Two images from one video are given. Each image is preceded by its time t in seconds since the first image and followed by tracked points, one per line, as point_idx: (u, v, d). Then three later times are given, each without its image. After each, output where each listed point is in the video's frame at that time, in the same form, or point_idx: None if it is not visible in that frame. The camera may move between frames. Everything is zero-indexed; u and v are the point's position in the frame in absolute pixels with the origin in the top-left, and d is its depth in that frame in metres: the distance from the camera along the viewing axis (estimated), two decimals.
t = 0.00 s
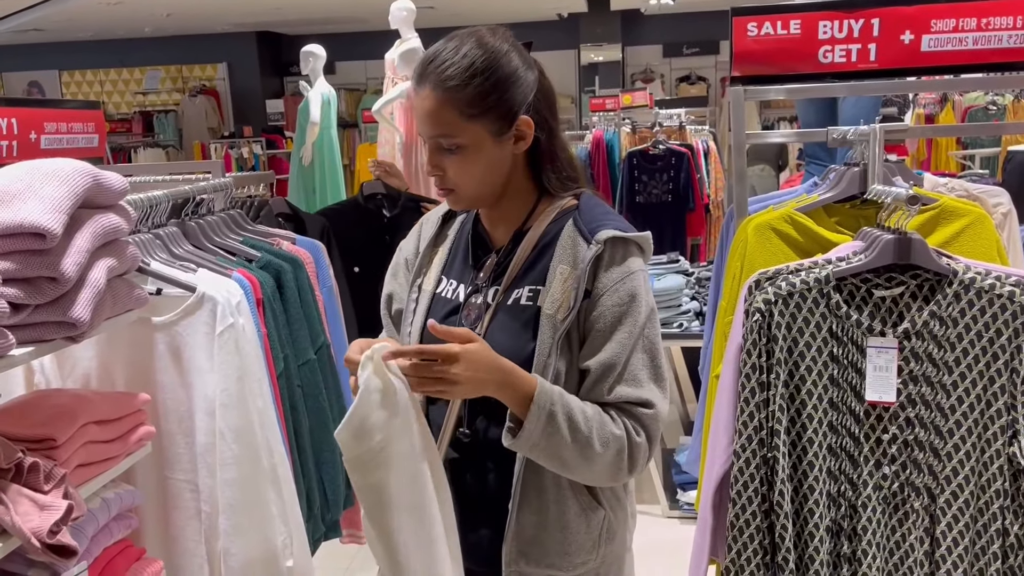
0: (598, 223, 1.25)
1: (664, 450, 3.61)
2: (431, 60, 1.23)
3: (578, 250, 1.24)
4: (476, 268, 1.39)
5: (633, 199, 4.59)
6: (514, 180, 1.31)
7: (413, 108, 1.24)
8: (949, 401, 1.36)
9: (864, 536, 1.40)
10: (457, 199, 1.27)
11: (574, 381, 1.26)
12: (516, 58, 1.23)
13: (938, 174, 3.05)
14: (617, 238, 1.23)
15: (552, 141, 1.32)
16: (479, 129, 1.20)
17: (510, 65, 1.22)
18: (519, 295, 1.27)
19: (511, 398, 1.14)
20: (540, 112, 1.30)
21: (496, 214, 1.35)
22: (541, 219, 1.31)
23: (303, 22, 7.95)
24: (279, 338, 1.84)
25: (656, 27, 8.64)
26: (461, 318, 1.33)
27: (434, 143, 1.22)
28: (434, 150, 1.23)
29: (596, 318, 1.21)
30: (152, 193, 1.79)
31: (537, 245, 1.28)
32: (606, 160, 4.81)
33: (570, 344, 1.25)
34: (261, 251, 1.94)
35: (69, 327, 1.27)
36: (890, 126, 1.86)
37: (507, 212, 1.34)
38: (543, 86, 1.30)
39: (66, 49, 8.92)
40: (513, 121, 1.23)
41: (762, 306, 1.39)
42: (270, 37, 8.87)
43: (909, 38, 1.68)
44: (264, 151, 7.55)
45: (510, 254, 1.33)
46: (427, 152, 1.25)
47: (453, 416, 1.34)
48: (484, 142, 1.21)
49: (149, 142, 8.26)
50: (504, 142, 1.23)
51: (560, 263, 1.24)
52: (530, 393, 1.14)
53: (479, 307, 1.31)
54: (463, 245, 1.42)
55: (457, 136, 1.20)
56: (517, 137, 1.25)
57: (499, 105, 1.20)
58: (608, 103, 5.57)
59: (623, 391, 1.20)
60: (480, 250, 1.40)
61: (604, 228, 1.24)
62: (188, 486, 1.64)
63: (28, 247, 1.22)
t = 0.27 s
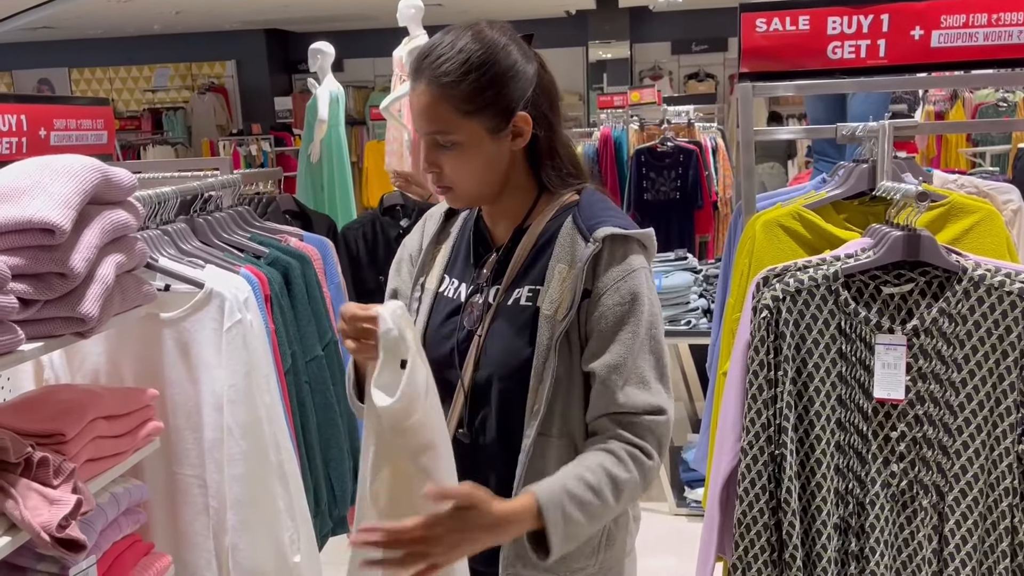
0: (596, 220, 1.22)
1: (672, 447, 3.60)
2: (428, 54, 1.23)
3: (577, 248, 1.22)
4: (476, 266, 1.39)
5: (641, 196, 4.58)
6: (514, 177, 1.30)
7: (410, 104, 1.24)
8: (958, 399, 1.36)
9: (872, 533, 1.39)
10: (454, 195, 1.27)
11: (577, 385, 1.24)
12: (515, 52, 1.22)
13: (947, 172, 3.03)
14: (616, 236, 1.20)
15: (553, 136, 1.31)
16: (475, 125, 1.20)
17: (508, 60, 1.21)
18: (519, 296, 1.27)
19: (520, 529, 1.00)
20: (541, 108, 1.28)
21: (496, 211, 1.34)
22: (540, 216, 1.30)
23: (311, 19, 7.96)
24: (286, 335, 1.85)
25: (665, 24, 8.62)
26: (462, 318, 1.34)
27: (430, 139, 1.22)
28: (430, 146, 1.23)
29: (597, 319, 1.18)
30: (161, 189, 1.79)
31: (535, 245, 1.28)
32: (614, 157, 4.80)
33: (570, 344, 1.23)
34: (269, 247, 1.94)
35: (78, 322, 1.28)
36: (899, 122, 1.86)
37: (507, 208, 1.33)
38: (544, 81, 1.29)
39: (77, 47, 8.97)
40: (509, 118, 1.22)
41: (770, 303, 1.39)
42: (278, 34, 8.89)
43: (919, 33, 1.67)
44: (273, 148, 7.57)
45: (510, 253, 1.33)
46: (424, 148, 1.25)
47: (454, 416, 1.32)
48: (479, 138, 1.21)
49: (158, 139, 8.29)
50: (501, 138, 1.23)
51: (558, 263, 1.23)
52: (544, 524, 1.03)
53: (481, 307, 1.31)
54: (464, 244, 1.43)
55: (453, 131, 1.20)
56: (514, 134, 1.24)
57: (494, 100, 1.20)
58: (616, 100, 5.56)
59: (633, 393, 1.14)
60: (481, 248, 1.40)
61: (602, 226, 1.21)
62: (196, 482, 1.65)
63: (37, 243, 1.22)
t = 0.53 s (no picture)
0: (577, 226, 1.17)
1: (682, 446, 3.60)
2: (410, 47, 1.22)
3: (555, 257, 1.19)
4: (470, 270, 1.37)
5: (653, 194, 4.57)
6: (498, 176, 1.25)
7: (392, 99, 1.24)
8: (973, 398, 1.35)
9: (885, 533, 1.38)
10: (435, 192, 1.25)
11: (567, 401, 1.19)
12: (496, 43, 1.18)
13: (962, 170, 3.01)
14: (597, 243, 1.14)
15: (541, 133, 1.24)
16: (448, 121, 1.18)
17: (486, 51, 1.17)
18: (505, 304, 1.25)
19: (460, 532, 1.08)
20: (531, 104, 1.22)
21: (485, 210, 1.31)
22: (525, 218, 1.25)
23: (323, 17, 7.98)
24: (299, 330, 1.86)
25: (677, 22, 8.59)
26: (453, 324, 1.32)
27: (407, 134, 1.22)
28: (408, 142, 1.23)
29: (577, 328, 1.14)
30: (173, 185, 1.80)
31: (518, 254, 1.25)
32: (626, 155, 4.79)
33: (556, 352, 1.18)
34: (281, 243, 1.95)
35: (92, 317, 1.29)
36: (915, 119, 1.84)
37: (494, 208, 1.29)
38: (532, 73, 1.22)
39: (92, 44, 9.04)
40: (482, 113, 1.18)
41: (783, 301, 1.38)
42: (291, 32, 8.92)
43: (935, 30, 1.66)
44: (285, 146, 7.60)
45: (497, 255, 1.30)
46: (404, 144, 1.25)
47: (445, 428, 1.29)
48: (453, 134, 1.19)
49: (172, 137, 8.34)
50: (475, 134, 1.19)
51: (538, 273, 1.20)
52: (483, 537, 1.08)
53: (469, 314, 1.29)
54: (462, 247, 1.41)
55: (425, 127, 1.19)
56: (489, 131, 1.19)
57: (465, 94, 1.17)
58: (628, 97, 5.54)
59: (619, 412, 1.10)
60: (477, 252, 1.39)
61: (580, 232, 1.16)
62: (208, 477, 1.66)
63: (52, 238, 1.23)
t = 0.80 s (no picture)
0: (527, 234, 0.97)
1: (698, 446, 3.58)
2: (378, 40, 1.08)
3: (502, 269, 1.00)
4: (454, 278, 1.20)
5: (670, 193, 4.55)
6: (469, 180, 1.08)
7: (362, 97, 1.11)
8: (995, 401, 1.33)
9: (904, 536, 1.37)
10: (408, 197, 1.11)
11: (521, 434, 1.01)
12: (464, 30, 1.02)
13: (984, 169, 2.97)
14: (543, 253, 0.94)
15: (512, 129, 1.05)
16: (408, 119, 1.03)
17: (448, 39, 1.01)
18: (460, 319, 1.06)
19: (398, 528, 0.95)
20: (498, 96, 1.03)
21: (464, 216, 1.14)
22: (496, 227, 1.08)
23: (341, 15, 8.01)
24: (316, 327, 1.86)
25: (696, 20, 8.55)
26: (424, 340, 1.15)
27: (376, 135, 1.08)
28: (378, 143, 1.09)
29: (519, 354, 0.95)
30: (193, 182, 1.81)
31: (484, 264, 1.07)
32: (643, 155, 4.77)
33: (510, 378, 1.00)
34: (299, 241, 1.95)
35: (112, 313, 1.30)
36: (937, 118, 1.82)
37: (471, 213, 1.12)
38: (500, 60, 1.03)
39: (113, 42, 9.13)
40: (442, 107, 1.01)
41: (802, 301, 1.37)
42: (309, 30, 8.96)
43: (958, 28, 1.64)
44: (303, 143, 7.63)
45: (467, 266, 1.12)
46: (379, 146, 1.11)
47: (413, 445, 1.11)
48: (414, 134, 1.03)
49: (190, 134, 8.41)
50: (436, 132, 1.02)
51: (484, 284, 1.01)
52: (422, 540, 0.94)
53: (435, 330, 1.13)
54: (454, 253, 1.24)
55: (389, 125, 1.05)
56: (451, 127, 1.02)
57: (424, 88, 1.01)
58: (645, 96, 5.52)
59: (569, 447, 0.90)
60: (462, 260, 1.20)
61: (529, 241, 0.96)
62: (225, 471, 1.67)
63: (72, 234, 1.24)
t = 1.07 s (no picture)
0: (471, 228, 0.92)
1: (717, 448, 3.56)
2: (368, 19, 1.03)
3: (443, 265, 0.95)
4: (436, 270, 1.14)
5: (691, 194, 4.53)
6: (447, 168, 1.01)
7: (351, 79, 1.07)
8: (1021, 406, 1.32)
9: (927, 541, 1.35)
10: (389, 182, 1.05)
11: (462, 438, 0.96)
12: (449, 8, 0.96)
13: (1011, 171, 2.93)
14: (477, 251, 0.89)
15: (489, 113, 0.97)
16: (384, 99, 0.97)
17: (430, 17, 0.95)
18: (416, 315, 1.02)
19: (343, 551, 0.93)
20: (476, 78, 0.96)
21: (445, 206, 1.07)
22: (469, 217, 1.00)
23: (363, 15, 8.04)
24: (337, 325, 1.88)
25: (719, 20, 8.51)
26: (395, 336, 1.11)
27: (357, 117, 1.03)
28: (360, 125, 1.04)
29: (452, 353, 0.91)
30: (216, 179, 1.83)
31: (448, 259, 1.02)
32: (664, 155, 4.75)
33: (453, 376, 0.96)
34: (321, 238, 1.97)
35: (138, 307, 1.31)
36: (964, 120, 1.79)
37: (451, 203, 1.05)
38: (484, 40, 0.97)
39: (140, 41, 9.24)
40: (418, 88, 0.95)
41: (825, 303, 1.36)
42: (331, 29, 9.00)
43: (987, 29, 1.62)
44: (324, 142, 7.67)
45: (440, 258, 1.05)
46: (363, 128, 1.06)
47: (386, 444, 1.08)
48: (391, 114, 0.98)
49: (214, 132, 8.49)
50: (412, 113, 0.97)
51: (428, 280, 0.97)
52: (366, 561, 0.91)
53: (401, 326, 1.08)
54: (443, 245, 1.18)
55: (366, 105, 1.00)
56: (427, 108, 0.96)
57: (400, 67, 0.96)
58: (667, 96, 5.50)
59: (506, 466, 0.85)
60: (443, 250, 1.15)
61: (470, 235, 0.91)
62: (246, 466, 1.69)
63: (99, 229, 1.25)
